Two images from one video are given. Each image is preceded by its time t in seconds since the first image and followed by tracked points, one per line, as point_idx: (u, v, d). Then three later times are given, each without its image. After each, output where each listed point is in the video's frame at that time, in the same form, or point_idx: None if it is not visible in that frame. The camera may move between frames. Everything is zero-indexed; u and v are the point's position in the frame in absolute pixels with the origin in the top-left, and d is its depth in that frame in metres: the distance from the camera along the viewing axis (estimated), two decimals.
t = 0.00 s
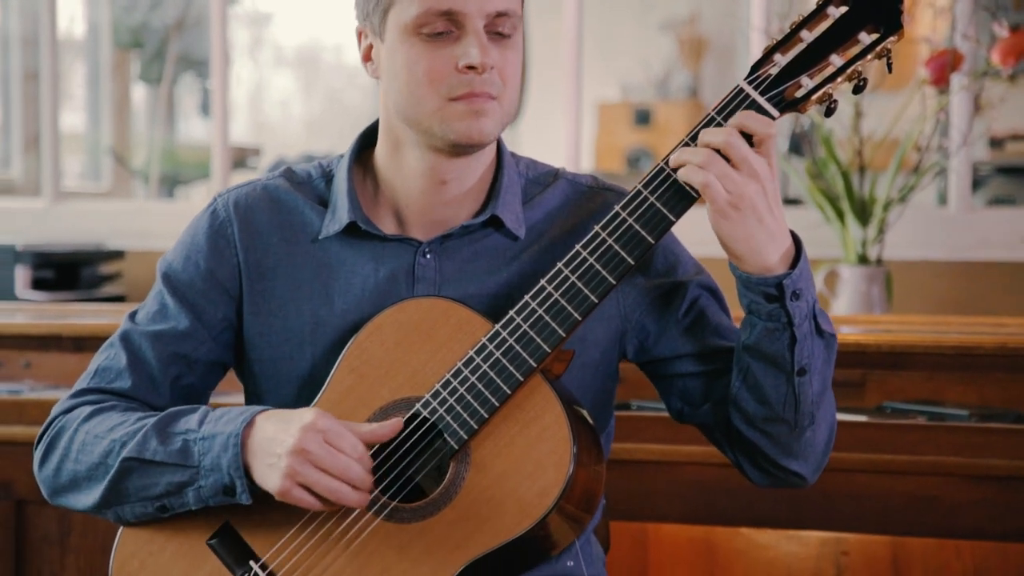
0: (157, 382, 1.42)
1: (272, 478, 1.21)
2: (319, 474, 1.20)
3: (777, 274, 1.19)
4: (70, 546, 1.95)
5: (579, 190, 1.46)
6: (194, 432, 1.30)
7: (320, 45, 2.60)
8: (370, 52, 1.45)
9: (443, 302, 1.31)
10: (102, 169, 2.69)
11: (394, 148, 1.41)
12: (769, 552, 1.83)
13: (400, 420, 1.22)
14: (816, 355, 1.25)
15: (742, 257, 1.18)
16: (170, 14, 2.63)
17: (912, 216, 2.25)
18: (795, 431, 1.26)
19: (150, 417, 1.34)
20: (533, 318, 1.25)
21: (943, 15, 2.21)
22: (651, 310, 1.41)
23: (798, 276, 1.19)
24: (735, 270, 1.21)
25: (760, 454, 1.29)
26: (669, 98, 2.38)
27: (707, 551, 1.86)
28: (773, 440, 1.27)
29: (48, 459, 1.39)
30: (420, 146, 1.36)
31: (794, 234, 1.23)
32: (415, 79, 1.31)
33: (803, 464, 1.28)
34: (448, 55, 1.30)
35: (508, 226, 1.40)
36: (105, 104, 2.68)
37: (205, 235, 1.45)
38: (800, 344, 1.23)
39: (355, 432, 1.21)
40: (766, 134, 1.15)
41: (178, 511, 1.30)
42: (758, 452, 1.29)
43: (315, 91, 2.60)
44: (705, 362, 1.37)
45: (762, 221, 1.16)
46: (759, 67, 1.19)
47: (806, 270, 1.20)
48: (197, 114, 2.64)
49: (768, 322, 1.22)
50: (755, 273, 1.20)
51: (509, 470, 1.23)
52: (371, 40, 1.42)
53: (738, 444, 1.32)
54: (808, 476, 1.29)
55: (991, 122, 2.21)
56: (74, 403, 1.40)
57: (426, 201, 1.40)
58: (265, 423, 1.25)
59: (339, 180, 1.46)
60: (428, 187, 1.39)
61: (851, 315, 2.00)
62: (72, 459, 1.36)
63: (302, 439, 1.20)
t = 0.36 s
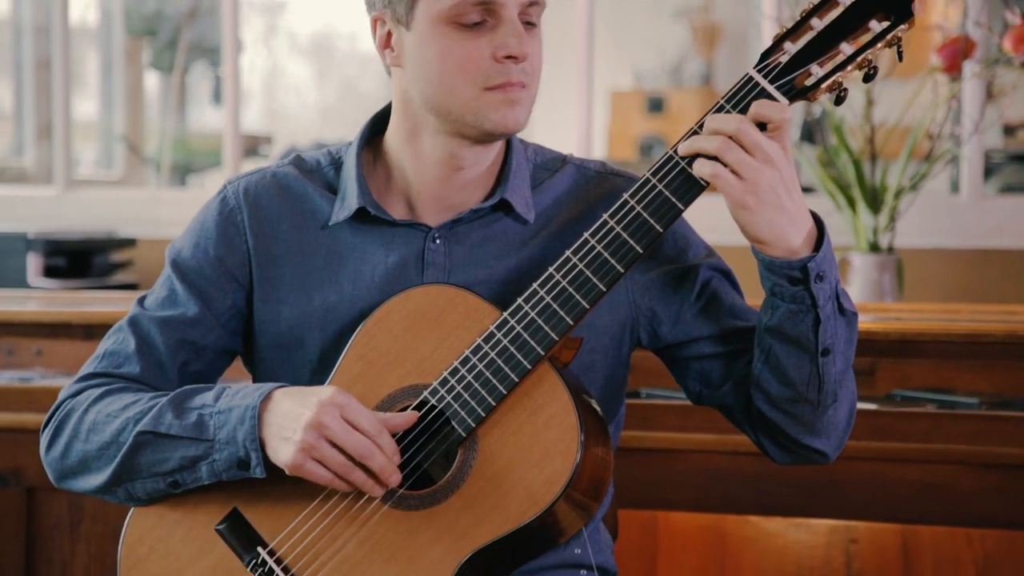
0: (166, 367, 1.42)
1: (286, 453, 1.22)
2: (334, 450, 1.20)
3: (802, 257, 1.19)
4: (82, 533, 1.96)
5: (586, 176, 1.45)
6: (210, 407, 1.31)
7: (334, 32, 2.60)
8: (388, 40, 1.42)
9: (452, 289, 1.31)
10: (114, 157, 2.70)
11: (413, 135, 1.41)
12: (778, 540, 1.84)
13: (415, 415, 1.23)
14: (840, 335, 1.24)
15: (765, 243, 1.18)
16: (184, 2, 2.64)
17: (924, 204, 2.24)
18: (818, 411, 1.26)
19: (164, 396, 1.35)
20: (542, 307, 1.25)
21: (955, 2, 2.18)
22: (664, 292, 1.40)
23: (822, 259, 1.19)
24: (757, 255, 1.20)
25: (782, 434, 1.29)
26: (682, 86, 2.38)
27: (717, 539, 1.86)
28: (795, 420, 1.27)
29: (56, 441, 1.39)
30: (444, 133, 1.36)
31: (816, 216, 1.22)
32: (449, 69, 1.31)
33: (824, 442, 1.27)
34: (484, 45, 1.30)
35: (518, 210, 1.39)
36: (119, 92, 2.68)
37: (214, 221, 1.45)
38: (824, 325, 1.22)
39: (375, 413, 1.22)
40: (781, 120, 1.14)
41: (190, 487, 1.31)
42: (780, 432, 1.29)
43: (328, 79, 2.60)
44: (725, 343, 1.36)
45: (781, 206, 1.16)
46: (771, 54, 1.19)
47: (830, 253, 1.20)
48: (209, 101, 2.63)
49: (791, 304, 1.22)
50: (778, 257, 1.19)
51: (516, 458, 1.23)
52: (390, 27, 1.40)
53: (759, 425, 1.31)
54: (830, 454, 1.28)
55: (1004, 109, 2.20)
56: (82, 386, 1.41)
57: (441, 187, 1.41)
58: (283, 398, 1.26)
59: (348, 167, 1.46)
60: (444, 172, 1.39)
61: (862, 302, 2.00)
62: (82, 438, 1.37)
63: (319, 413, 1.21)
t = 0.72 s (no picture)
0: (167, 356, 1.43)
1: (283, 452, 1.23)
2: (331, 454, 1.21)
3: (799, 259, 1.19)
4: (88, 519, 1.97)
5: (591, 165, 1.45)
6: (209, 402, 1.31)
7: (346, 19, 2.60)
8: (404, 37, 1.38)
9: (457, 276, 1.31)
10: (125, 144, 2.70)
11: (426, 126, 1.40)
12: (784, 527, 1.85)
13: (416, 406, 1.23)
14: (832, 342, 1.24)
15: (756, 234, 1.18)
16: None
17: (932, 189, 2.24)
18: (804, 414, 1.26)
19: (164, 388, 1.35)
20: (546, 294, 1.25)
21: None
22: (663, 286, 1.40)
23: (818, 263, 1.19)
24: (757, 248, 1.21)
25: (767, 434, 1.29)
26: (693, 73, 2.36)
27: (724, 526, 1.88)
28: (782, 422, 1.27)
29: (57, 429, 1.40)
30: (461, 128, 1.35)
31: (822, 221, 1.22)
32: (478, 70, 1.30)
33: (808, 445, 1.28)
34: (514, 45, 1.29)
35: (522, 199, 1.39)
36: (128, 79, 2.69)
37: (216, 210, 1.45)
38: (816, 330, 1.22)
39: (374, 415, 1.22)
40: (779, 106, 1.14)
41: (190, 480, 1.31)
42: (764, 432, 1.29)
43: (341, 66, 2.61)
44: (718, 338, 1.36)
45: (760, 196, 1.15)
46: (776, 42, 1.18)
47: (828, 259, 1.20)
48: (218, 88, 2.64)
49: (785, 305, 1.22)
50: (774, 254, 1.20)
51: (520, 445, 1.23)
52: (408, 24, 1.37)
53: (746, 423, 1.32)
54: (813, 458, 1.29)
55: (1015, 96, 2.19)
56: (83, 374, 1.42)
57: (450, 178, 1.41)
58: (284, 397, 1.26)
59: (351, 155, 1.46)
60: (453, 163, 1.40)
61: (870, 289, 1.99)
62: (83, 428, 1.38)
63: (319, 418, 1.21)
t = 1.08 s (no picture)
0: (171, 342, 1.43)
1: (287, 437, 1.23)
2: (335, 440, 1.21)
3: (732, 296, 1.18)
4: (96, 504, 1.98)
5: (599, 157, 1.45)
6: (213, 389, 1.32)
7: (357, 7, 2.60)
8: (414, 33, 1.38)
9: (460, 263, 1.32)
10: (134, 131, 2.72)
11: (434, 120, 1.40)
12: (790, 513, 1.84)
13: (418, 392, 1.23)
14: (766, 380, 1.22)
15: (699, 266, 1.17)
16: None
17: (942, 176, 2.24)
18: (743, 448, 1.26)
19: (168, 374, 1.36)
20: (548, 280, 1.25)
21: None
22: (654, 286, 1.39)
23: (747, 306, 1.17)
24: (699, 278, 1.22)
25: (715, 460, 1.30)
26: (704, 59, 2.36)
27: (730, 513, 1.87)
28: (723, 448, 1.28)
29: (61, 413, 1.40)
30: (467, 129, 1.35)
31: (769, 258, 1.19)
32: (485, 77, 1.29)
33: (753, 477, 1.28)
34: (523, 54, 1.28)
35: (528, 191, 1.39)
36: (138, 67, 2.71)
37: (222, 196, 1.46)
38: (744, 368, 1.22)
39: (378, 406, 1.22)
40: (745, 136, 1.11)
41: (194, 467, 1.32)
42: (712, 458, 1.31)
43: (352, 53, 2.61)
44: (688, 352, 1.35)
45: (699, 229, 1.13)
46: (778, 27, 1.17)
47: (766, 298, 1.17)
48: (227, 75, 2.64)
49: (716, 340, 1.22)
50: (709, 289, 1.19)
51: (523, 432, 1.23)
52: (418, 23, 1.36)
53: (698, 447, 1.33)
54: (761, 488, 1.28)
55: None
56: (88, 359, 1.42)
57: (456, 172, 1.41)
58: (286, 384, 1.26)
59: (357, 144, 1.46)
60: (459, 158, 1.40)
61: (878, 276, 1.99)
62: (87, 413, 1.38)
63: (322, 402, 1.21)
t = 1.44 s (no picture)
0: (183, 331, 1.44)
1: (292, 427, 1.24)
2: (338, 428, 1.21)
3: (732, 283, 1.17)
4: (110, 490, 1.99)
5: (610, 145, 1.44)
6: (221, 378, 1.32)
7: None
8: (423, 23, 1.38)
9: (469, 250, 1.32)
10: (149, 118, 2.72)
11: (442, 109, 1.40)
12: (804, 500, 1.84)
13: (423, 372, 1.23)
14: (759, 370, 1.22)
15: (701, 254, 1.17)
16: None
17: (955, 163, 2.23)
18: (735, 437, 1.26)
19: (177, 364, 1.36)
20: (558, 268, 1.25)
21: None
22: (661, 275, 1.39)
23: (745, 293, 1.17)
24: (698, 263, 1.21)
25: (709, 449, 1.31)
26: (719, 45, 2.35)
27: (743, 501, 1.89)
28: (714, 437, 1.29)
29: (73, 401, 1.41)
30: (470, 121, 1.35)
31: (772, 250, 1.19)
32: (485, 73, 1.29)
33: (745, 468, 1.28)
34: (524, 50, 1.28)
35: (537, 180, 1.38)
36: (154, 54, 2.70)
37: (232, 183, 1.46)
38: (739, 356, 1.21)
39: (381, 386, 1.22)
40: (760, 132, 1.10)
41: (204, 455, 1.32)
42: (706, 446, 1.31)
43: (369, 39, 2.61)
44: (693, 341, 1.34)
45: (707, 220, 1.13)
46: (788, 13, 1.17)
47: (764, 287, 1.17)
48: (240, 61, 2.65)
49: (712, 326, 1.22)
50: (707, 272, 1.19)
51: (535, 417, 1.23)
52: (425, 14, 1.36)
53: (691, 433, 1.33)
54: (753, 480, 1.29)
55: None
56: (99, 347, 1.43)
57: (464, 162, 1.41)
58: (290, 372, 1.27)
59: (367, 132, 1.46)
60: (467, 147, 1.40)
61: (892, 263, 1.98)
62: (98, 402, 1.39)
63: (322, 393, 1.21)
